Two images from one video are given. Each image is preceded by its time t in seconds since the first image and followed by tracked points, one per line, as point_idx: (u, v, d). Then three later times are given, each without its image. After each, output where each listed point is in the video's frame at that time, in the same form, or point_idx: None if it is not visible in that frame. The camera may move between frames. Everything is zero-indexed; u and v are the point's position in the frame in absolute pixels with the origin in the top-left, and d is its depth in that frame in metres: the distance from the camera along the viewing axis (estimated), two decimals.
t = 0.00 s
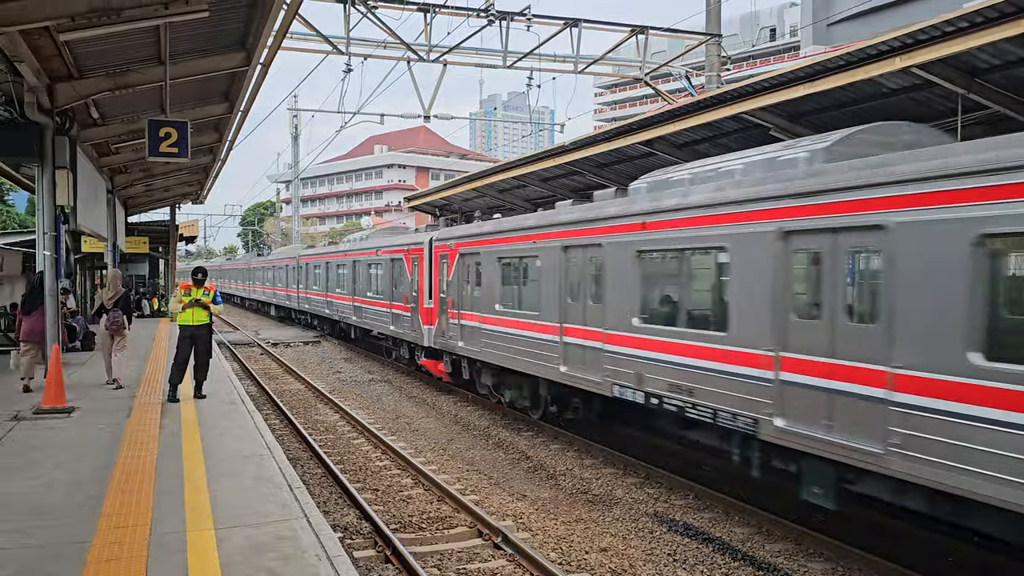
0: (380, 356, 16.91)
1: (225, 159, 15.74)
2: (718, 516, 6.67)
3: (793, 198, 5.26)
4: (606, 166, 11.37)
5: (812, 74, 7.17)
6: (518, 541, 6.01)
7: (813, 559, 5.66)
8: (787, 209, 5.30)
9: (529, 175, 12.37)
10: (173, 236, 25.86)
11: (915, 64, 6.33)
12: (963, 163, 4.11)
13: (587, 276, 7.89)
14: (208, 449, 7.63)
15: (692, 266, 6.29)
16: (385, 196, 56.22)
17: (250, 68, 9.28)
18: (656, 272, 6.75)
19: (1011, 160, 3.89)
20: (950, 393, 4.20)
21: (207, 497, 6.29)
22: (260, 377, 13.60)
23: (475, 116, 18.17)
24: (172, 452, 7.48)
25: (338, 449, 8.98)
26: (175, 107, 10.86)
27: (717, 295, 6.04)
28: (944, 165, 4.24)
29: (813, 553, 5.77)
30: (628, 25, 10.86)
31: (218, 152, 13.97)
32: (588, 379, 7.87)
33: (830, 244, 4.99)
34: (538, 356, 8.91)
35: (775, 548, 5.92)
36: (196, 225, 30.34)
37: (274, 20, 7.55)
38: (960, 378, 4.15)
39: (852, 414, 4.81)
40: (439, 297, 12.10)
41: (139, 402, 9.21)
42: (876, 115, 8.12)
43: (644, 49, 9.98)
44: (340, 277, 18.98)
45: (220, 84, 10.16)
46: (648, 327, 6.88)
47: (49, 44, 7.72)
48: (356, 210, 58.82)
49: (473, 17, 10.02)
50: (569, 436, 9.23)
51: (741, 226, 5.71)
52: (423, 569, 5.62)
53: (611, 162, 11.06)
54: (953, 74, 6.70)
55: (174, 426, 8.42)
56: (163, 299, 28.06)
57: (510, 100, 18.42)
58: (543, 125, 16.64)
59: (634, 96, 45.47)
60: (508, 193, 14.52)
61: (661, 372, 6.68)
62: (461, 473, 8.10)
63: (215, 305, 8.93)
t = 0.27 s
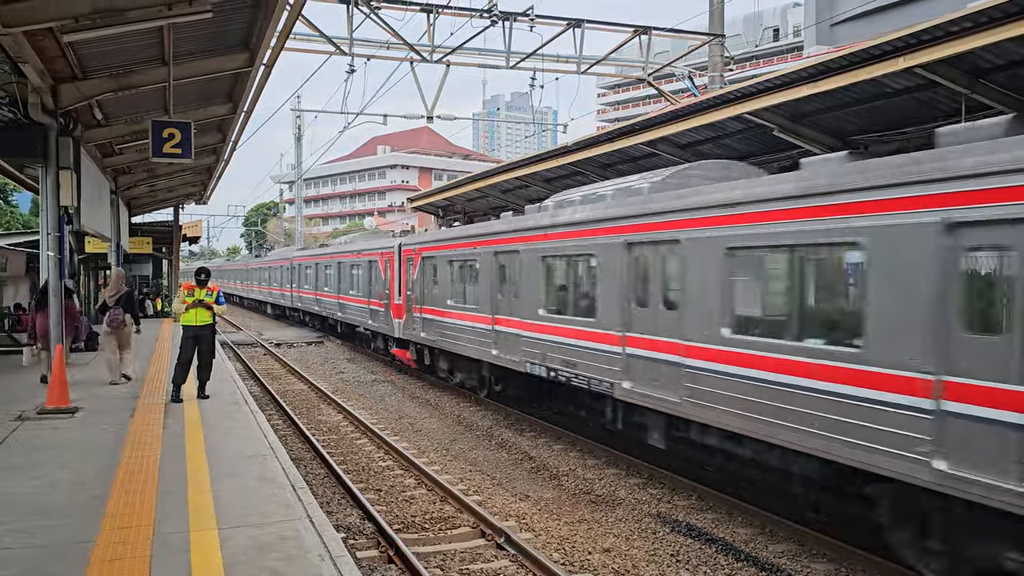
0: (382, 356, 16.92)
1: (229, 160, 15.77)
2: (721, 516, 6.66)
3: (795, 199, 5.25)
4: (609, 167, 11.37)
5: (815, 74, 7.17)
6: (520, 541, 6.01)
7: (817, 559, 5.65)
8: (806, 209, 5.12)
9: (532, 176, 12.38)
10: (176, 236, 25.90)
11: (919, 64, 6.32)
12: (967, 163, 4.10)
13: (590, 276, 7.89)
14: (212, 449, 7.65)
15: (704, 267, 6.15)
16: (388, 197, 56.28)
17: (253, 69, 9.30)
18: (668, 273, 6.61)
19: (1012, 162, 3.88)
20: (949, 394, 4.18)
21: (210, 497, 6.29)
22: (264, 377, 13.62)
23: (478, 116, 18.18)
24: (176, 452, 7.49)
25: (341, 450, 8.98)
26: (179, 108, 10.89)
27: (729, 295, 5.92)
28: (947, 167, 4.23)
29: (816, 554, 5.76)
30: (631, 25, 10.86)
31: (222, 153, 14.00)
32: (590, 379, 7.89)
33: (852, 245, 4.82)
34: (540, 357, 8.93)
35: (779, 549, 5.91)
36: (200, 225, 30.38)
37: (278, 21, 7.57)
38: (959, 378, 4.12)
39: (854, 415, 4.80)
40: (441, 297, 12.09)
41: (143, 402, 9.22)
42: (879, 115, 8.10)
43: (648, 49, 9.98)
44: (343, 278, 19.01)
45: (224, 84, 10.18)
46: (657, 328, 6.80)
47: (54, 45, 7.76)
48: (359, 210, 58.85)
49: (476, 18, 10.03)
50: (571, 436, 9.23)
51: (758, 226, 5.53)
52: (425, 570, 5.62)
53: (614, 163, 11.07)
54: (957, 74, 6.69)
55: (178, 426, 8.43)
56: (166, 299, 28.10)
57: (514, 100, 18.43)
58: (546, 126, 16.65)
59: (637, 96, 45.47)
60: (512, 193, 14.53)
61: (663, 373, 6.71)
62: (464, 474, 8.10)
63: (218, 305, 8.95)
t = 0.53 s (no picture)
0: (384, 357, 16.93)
1: (231, 160, 15.79)
2: (723, 517, 6.66)
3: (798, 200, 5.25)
4: (611, 167, 11.37)
5: (818, 74, 7.16)
6: (523, 542, 6.01)
7: (819, 560, 5.64)
8: (812, 209, 5.11)
9: (534, 176, 12.37)
10: (179, 237, 25.93)
11: (922, 64, 6.31)
12: (970, 164, 4.10)
13: (593, 276, 7.90)
14: (214, 450, 7.65)
15: (709, 268, 6.15)
16: (391, 197, 56.32)
17: (255, 70, 9.30)
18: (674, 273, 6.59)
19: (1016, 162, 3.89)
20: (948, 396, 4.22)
21: (213, 497, 6.30)
22: (266, 377, 13.63)
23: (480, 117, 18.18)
24: (178, 453, 7.50)
25: (343, 450, 8.99)
26: (181, 108, 10.90)
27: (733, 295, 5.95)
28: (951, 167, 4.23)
29: (818, 554, 5.76)
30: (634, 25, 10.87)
31: (224, 154, 14.01)
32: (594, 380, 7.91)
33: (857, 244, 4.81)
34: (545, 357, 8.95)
35: (781, 550, 5.90)
36: (202, 226, 30.41)
37: (281, 22, 7.57)
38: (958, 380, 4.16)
39: (853, 415, 4.84)
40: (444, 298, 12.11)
41: (146, 403, 9.23)
42: (882, 116, 8.10)
43: (650, 50, 9.98)
44: (344, 278, 19.02)
45: (226, 85, 10.19)
46: (659, 329, 6.83)
47: (56, 46, 7.77)
48: (361, 211, 58.88)
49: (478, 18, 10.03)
50: (574, 437, 9.23)
51: (762, 226, 5.55)
52: (427, 570, 5.63)
53: (616, 163, 11.06)
54: (960, 75, 6.68)
55: (180, 426, 8.43)
56: (169, 300, 28.14)
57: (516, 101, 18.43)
58: (548, 126, 16.64)
59: (639, 97, 45.47)
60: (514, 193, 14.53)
61: (666, 374, 6.73)
62: (466, 474, 8.10)
63: (220, 306, 8.95)
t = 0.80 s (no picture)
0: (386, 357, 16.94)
1: (233, 161, 15.81)
2: (726, 518, 6.65)
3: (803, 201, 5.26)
4: (613, 168, 11.37)
5: (820, 75, 7.15)
6: (524, 542, 6.01)
7: (821, 561, 5.64)
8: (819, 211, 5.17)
9: (535, 176, 12.38)
10: (181, 237, 25.95)
11: (924, 64, 6.31)
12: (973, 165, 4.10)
13: (601, 277, 7.92)
14: (215, 450, 7.66)
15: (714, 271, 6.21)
16: (392, 198, 56.33)
17: (257, 70, 9.30)
18: (682, 274, 6.63)
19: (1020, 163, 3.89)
20: (952, 397, 4.27)
21: (214, 497, 6.31)
22: (267, 378, 13.64)
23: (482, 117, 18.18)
24: (181, 453, 7.51)
25: (345, 450, 8.99)
26: (184, 109, 10.91)
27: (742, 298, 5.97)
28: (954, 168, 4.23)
29: (820, 555, 5.75)
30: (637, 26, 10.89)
31: (225, 154, 14.03)
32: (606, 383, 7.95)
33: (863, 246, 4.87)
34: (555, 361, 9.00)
35: (783, 550, 5.90)
36: (204, 226, 30.44)
37: (282, 23, 7.57)
38: (962, 382, 4.22)
39: (856, 417, 4.91)
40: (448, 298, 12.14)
41: (147, 403, 9.25)
42: (883, 116, 8.09)
43: (652, 50, 9.98)
44: (347, 279, 19.03)
45: (228, 85, 10.19)
46: (664, 332, 6.89)
47: (59, 47, 7.78)
48: (362, 211, 58.90)
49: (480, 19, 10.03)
50: (575, 437, 9.23)
51: (767, 228, 5.62)
52: (428, 570, 5.63)
53: (618, 164, 11.06)
54: (961, 75, 6.68)
55: (182, 427, 8.44)
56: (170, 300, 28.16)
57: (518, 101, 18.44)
58: (550, 126, 16.65)
59: (640, 97, 45.45)
60: (515, 194, 14.53)
61: (674, 377, 6.75)
62: (468, 475, 8.10)
63: (222, 306, 8.95)
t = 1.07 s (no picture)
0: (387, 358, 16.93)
1: (234, 161, 15.81)
2: (727, 518, 6.65)
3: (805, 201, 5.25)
4: (614, 168, 11.36)
5: (821, 75, 7.15)
6: (525, 542, 6.00)
7: (822, 561, 5.64)
8: (825, 209, 5.20)
9: (536, 177, 12.37)
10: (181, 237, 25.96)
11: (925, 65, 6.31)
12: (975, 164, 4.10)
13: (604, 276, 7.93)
14: (217, 450, 7.66)
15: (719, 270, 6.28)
16: (393, 198, 56.32)
17: (258, 70, 9.29)
18: (688, 274, 6.65)
19: None
20: (954, 394, 4.31)
21: (216, 497, 6.31)
22: (268, 378, 13.64)
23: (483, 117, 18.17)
24: (182, 453, 7.52)
25: (346, 451, 8.99)
26: (185, 109, 10.91)
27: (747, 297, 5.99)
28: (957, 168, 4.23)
29: (822, 556, 5.75)
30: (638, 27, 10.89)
31: (226, 154, 14.04)
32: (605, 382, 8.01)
33: (868, 245, 4.92)
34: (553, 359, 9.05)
35: (784, 551, 5.89)
36: (205, 227, 30.44)
37: (284, 23, 7.57)
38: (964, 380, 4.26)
39: (860, 416, 4.93)
40: (450, 298, 12.13)
41: (149, 403, 9.25)
42: (884, 116, 8.08)
43: (653, 50, 9.98)
44: (348, 279, 19.03)
45: (229, 86, 10.18)
46: (666, 331, 6.92)
47: (60, 47, 7.78)
48: (363, 211, 58.90)
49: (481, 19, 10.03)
50: (576, 438, 9.23)
51: (771, 225, 5.68)
52: (429, 570, 5.63)
53: (619, 164, 11.05)
54: (963, 75, 6.67)
55: (183, 427, 8.44)
56: (171, 301, 28.15)
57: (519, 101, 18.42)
58: (551, 127, 16.64)
59: (641, 97, 45.41)
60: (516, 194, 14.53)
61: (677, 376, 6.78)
62: (469, 475, 8.10)
63: (223, 306, 8.95)
